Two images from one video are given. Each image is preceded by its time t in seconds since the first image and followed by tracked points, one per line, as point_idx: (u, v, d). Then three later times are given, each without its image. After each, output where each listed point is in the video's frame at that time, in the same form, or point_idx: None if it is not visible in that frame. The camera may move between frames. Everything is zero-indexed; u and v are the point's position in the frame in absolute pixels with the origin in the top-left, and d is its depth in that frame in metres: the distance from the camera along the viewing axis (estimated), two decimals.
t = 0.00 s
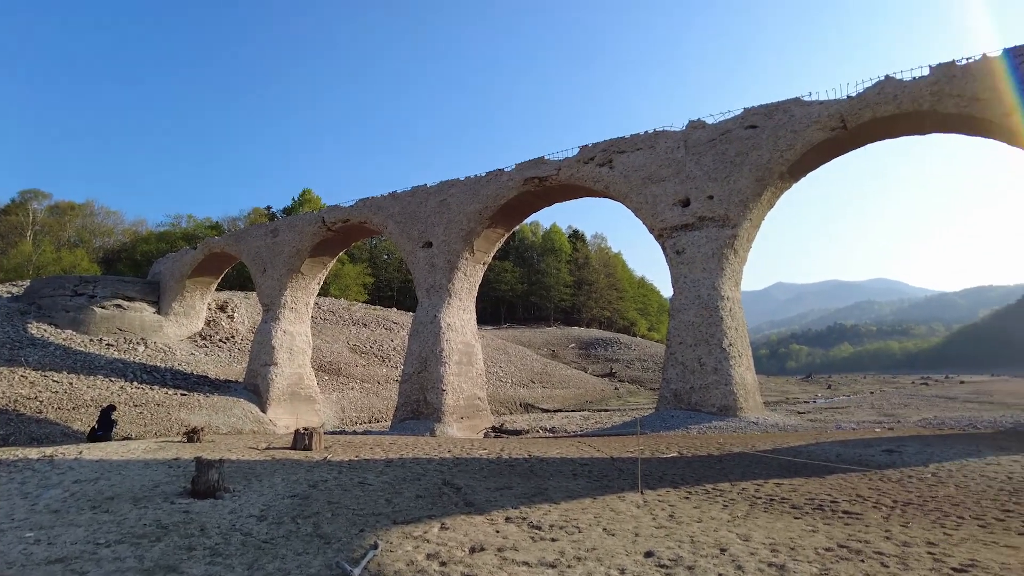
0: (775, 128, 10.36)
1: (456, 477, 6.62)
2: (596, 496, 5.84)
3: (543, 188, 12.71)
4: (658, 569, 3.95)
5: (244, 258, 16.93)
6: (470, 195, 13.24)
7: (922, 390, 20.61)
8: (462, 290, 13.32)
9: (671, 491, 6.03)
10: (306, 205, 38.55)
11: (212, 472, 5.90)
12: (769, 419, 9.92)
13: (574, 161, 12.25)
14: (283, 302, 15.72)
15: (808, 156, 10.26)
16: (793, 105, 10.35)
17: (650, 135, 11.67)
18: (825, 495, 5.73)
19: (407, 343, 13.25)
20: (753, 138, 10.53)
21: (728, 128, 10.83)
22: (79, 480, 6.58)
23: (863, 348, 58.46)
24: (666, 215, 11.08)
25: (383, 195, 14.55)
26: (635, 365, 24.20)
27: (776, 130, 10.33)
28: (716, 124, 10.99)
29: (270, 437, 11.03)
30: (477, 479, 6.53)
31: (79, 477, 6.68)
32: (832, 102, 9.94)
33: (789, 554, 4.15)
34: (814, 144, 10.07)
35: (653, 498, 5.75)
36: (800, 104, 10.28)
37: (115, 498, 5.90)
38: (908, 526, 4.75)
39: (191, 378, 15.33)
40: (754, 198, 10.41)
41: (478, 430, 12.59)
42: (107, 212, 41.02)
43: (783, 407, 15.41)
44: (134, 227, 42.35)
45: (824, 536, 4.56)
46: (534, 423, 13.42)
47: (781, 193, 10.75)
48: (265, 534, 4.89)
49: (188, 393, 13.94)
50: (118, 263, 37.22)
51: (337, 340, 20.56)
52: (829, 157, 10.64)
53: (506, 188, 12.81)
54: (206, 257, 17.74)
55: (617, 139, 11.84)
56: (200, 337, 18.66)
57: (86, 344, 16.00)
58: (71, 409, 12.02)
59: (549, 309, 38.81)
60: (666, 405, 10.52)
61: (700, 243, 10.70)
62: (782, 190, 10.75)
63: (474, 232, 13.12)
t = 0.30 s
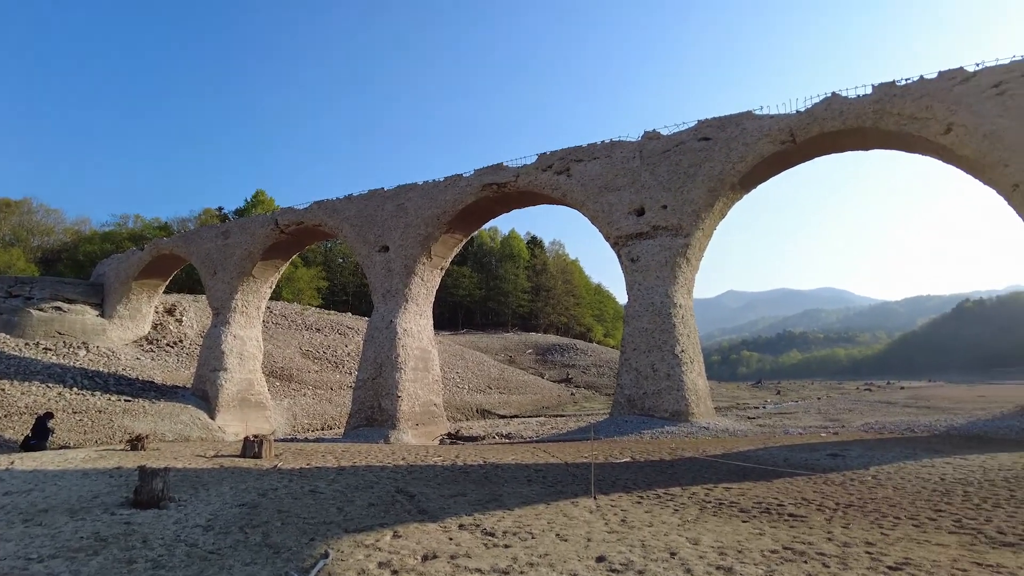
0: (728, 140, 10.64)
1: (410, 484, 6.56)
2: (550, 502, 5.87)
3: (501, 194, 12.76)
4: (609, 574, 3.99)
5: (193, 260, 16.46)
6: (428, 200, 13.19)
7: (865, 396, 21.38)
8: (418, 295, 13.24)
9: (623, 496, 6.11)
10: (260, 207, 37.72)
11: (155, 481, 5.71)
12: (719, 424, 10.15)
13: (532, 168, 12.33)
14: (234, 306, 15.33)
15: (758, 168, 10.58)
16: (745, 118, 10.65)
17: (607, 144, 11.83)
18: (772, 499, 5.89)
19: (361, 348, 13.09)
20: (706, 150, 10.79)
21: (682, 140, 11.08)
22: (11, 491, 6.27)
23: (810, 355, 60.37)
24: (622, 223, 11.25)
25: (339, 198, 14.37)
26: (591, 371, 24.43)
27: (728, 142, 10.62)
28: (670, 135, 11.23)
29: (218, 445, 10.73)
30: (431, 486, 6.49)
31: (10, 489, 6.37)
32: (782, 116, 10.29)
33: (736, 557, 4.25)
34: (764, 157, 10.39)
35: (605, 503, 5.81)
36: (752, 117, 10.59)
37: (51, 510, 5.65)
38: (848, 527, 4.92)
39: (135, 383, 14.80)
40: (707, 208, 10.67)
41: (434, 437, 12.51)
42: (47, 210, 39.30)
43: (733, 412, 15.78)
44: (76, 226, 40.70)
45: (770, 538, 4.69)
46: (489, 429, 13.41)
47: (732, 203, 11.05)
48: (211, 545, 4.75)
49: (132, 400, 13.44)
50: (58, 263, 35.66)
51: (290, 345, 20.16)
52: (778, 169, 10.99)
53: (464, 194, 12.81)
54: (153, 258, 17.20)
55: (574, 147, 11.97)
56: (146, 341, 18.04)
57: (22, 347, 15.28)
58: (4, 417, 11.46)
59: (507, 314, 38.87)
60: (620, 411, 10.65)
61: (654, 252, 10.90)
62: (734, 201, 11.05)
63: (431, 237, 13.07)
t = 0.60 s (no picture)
0: (682, 151, 10.87)
1: (360, 491, 6.46)
2: (502, 507, 5.86)
3: (459, 199, 12.73)
4: None
5: (138, 260, 15.90)
6: (384, 203, 13.06)
7: (811, 401, 22.07)
8: (373, 299, 13.08)
9: (575, 501, 6.15)
10: (210, 207, 36.72)
11: (92, 489, 5.48)
12: (670, 429, 10.32)
13: (490, 174, 12.34)
14: (180, 308, 14.86)
15: (711, 178, 10.83)
16: (699, 130, 10.89)
17: (564, 152, 11.94)
18: (720, 502, 6.02)
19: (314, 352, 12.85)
20: (661, 160, 10.99)
21: (638, 149, 11.26)
22: None
23: (759, 361, 62.02)
24: (578, 230, 11.36)
25: (293, 199, 14.10)
26: (547, 377, 24.53)
27: (682, 153, 10.84)
28: (626, 145, 11.41)
29: (161, 452, 10.36)
30: (382, 493, 6.40)
31: None
32: (734, 129, 10.56)
33: (684, 560, 4.33)
34: (716, 168, 10.65)
35: (557, 508, 5.84)
36: (705, 129, 10.83)
37: None
38: (792, 529, 5.07)
39: (73, 387, 14.17)
40: (660, 217, 10.87)
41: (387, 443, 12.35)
42: None
43: (686, 417, 16.05)
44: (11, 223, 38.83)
45: (717, 541, 4.79)
46: (443, 435, 13.32)
47: (685, 213, 11.29)
48: (150, 556, 4.58)
49: (70, 405, 12.86)
50: None
51: (239, 349, 19.64)
52: (730, 180, 11.27)
53: (421, 198, 12.74)
54: (95, 257, 16.56)
55: (532, 154, 12.04)
56: (86, 343, 17.31)
57: None
58: None
59: (464, 319, 38.74)
60: (574, 416, 10.72)
61: (610, 259, 11.04)
62: (687, 210, 11.29)
63: (387, 240, 12.95)
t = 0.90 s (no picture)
0: (639, 159, 11.04)
1: (310, 496, 6.34)
2: (454, 512, 5.83)
3: (416, 201, 12.65)
4: None
5: (80, 256, 15.28)
6: (340, 203, 12.88)
7: (760, 406, 22.64)
8: (327, 301, 12.87)
9: (527, 504, 6.17)
10: (158, 203, 35.58)
11: (23, 496, 5.23)
12: (623, 432, 10.45)
13: (448, 176, 12.29)
14: (125, 307, 14.33)
15: (666, 186, 11.03)
16: (655, 139, 11.09)
17: (523, 157, 11.99)
18: (669, 505, 6.12)
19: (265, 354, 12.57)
20: (618, 167, 11.15)
21: (596, 156, 11.39)
22: None
23: (711, 367, 63.39)
24: (536, 235, 11.42)
25: (246, 196, 13.77)
26: (504, 381, 24.53)
27: (639, 161, 11.01)
28: (584, 151, 11.53)
29: (101, 456, 9.96)
30: (332, 498, 6.30)
31: None
32: (689, 139, 10.78)
33: (633, 563, 4.39)
34: (672, 177, 10.85)
35: (509, 512, 5.85)
36: (662, 138, 11.03)
37: None
38: (738, 532, 5.19)
39: (7, 389, 13.50)
40: (617, 223, 11.02)
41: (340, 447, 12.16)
42: None
43: (639, 421, 16.26)
44: None
45: (665, 544, 4.87)
46: (397, 439, 13.18)
47: (641, 220, 11.47)
48: (84, 565, 4.40)
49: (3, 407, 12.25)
50: None
51: (187, 350, 19.05)
52: (685, 189, 11.51)
53: (378, 199, 12.61)
54: (33, 253, 15.84)
55: (491, 158, 12.04)
56: (22, 342, 16.53)
57: None
58: None
59: (420, 322, 38.45)
60: (530, 420, 10.75)
61: (567, 264, 11.13)
62: (643, 217, 11.48)
63: (343, 241, 12.77)
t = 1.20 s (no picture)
0: (600, 166, 11.16)
1: (261, 500, 6.20)
2: (409, 516, 5.79)
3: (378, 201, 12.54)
4: None
5: (22, 251, 14.65)
6: (299, 202, 12.67)
7: (715, 411, 23.07)
8: (284, 301, 12.64)
9: (483, 508, 6.16)
10: (108, 196, 34.41)
11: None
12: (581, 436, 10.53)
13: (411, 177, 12.21)
14: (70, 304, 13.80)
15: (627, 194, 11.19)
16: (617, 147, 11.22)
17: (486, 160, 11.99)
18: (624, 509, 6.19)
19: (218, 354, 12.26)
20: (580, 174, 11.25)
21: (558, 162, 11.47)
22: None
23: (669, 372, 64.36)
24: (498, 238, 11.44)
25: (201, 192, 13.43)
26: (463, 384, 24.43)
27: (600, 168, 11.14)
28: (547, 157, 11.61)
29: (40, 459, 9.55)
30: (285, 502, 6.18)
31: None
32: (649, 147, 10.95)
33: (586, 567, 4.42)
34: (632, 184, 11.01)
35: (465, 516, 5.83)
36: (623, 146, 11.18)
37: None
38: (690, 535, 5.28)
39: None
40: (578, 229, 11.13)
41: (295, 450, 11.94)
42: None
43: (597, 425, 16.39)
44: None
45: (619, 547, 4.92)
46: (354, 442, 13.00)
47: (602, 226, 11.61)
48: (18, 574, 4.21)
49: None
50: None
51: (136, 349, 18.44)
52: (645, 197, 11.68)
53: (339, 198, 12.45)
54: None
55: (454, 160, 12.01)
56: None
57: None
58: None
59: (380, 324, 38.04)
60: (488, 423, 10.74)
61: (528, 268, 11.17)
62: (603, 224, 11.61)
63: (302, 240, 12.57)
